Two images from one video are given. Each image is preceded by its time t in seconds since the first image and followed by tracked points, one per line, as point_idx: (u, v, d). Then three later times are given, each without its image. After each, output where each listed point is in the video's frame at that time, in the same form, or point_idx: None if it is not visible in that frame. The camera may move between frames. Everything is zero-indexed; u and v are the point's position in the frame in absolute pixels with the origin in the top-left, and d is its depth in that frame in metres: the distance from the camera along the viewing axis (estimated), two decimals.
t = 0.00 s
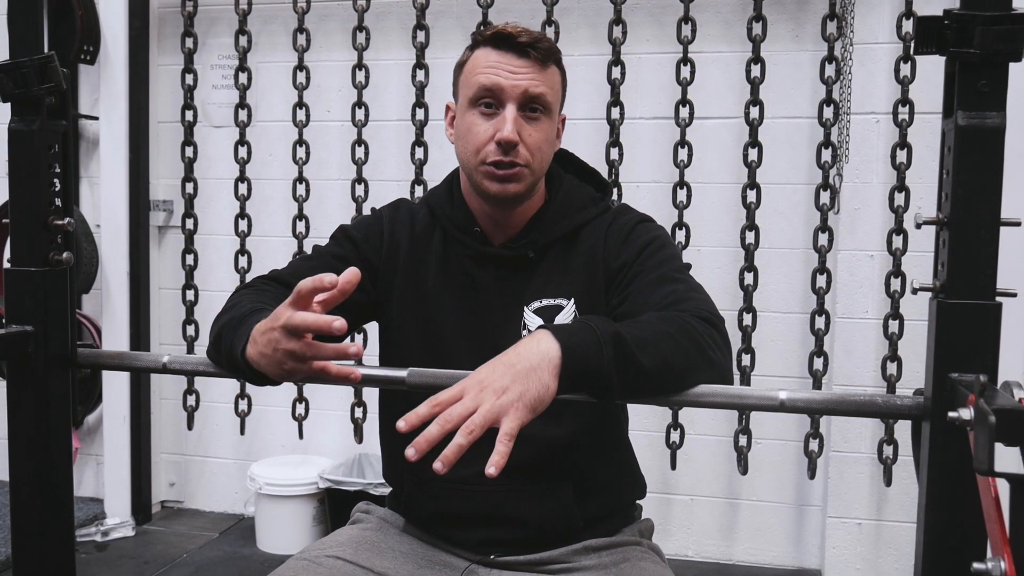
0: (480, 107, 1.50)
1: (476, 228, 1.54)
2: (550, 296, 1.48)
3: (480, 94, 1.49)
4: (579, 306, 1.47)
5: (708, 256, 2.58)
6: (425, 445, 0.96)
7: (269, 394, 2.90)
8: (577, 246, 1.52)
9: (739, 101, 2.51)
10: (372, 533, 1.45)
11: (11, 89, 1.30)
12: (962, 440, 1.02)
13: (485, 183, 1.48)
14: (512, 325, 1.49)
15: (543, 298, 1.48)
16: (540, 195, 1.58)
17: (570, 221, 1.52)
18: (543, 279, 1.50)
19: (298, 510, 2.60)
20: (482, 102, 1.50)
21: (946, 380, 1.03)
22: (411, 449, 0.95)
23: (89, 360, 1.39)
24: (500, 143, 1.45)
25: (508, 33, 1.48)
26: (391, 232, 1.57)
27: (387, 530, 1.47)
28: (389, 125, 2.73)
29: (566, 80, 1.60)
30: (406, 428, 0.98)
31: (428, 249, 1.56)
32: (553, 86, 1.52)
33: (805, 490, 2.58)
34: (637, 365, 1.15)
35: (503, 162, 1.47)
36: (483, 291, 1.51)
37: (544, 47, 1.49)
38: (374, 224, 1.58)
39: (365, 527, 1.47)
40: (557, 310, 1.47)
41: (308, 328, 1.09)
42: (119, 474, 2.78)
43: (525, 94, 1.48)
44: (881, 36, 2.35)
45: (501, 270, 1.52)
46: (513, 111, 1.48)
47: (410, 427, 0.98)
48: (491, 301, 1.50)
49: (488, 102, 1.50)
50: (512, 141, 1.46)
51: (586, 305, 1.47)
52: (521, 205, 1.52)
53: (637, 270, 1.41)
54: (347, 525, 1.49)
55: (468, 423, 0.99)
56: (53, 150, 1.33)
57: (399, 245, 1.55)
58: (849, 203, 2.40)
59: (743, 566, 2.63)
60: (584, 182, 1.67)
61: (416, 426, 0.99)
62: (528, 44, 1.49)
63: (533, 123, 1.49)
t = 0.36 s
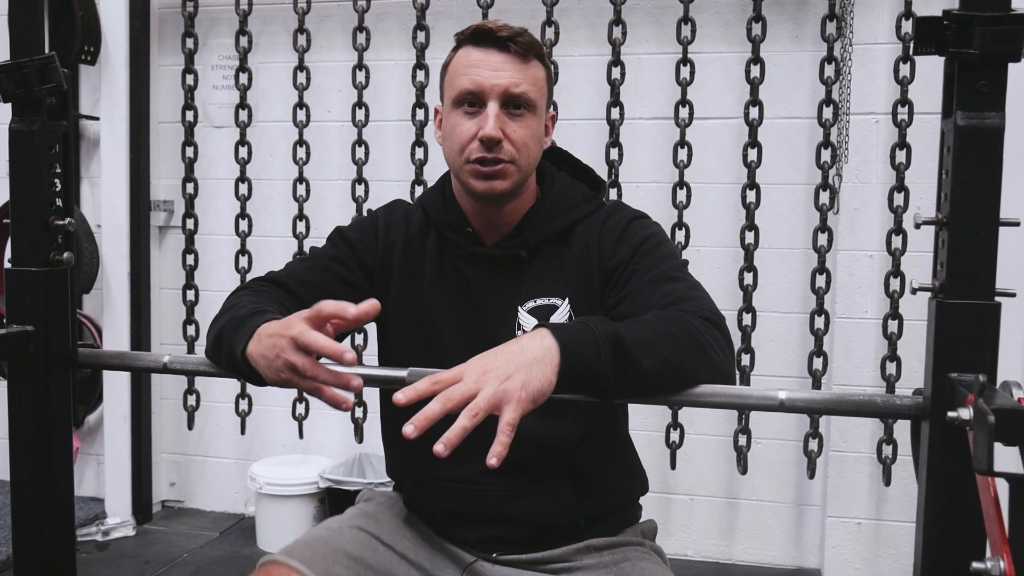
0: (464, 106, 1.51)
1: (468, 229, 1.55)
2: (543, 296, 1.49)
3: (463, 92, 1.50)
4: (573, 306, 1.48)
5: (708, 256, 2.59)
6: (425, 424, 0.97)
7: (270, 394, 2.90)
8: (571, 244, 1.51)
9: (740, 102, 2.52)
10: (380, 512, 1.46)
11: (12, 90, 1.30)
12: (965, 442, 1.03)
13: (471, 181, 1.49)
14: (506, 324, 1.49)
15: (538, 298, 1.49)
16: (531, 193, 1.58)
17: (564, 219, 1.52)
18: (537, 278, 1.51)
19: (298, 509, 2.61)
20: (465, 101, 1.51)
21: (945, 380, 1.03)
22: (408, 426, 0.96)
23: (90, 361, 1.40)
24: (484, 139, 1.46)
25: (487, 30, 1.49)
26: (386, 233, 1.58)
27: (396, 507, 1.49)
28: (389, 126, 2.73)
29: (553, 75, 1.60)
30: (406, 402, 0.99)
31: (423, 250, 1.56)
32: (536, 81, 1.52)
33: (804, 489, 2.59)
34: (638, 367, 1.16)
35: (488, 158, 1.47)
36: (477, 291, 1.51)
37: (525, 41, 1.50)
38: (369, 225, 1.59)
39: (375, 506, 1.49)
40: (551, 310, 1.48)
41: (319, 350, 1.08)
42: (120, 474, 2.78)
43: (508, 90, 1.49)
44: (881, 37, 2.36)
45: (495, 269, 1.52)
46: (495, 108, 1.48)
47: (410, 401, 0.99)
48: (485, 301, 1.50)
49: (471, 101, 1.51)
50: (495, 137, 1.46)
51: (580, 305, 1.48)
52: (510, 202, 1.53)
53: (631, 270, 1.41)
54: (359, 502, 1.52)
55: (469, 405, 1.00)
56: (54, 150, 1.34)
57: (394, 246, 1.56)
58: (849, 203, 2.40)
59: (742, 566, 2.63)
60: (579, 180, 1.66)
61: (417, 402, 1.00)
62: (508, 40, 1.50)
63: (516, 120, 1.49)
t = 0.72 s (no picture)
0: (441, 123, 1.38)
1: (464, 239, 1.43)
2: (547, 304, 1.36)
3: (436, 109, 1.37)
4: (579, 316, 1.35)
5: (718, 270, 2.48)
6: (410, 434, 0.85)
7: (258, 416, 2.78)
8: (574, 252, 1.39)
9: (752, 107, 2.41)
10: (371, 552, 1.34)
11: None
12: (991, 467, 0.89)
13: (459, 203, 1.37)
14: (507, 338, 1.36)
15: (541, 308, 1.36)
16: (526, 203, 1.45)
17: (566, 225, 1.40)
18: (539, 287, 1.38)
19: (286, 538, 2.47)
20: (441, 118, 1.38)
21: (971, 402, 0.90)
22: (391, 434, 0.84)
23: (65, 383, 1.25)
24: (463, 158, 1.33)
25: (451, 38, 1.35)
26: (376, 245, 1.47)
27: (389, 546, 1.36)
28: (384, 133, 2.63)
29: (535, 70, 1.45)
30: (393, 411, 0.89)
31: (415, 261, 1.44)
32: (514, 85, 1.38)
33: (821, 518, 2.46)
34: (647, 387, 1.03)
35: (472, 177, 1.35)
36: (475, 302, 1.39)
37: (494, 44, 1.36)
38: (359, 237, 1.48)
39: (365, 545, 1.36)
40: (555, 320, 1.35)
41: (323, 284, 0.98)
42: (95, 501, 2.65)
43: (483, 101, 1.35)
44: (902, 38, 2.26)
45: (492, 280, 1.40)
46: (472, 122, 1.35)
47: (398, 410, 0.89)
48: (484, 313, 1.38)
49: (446, 115, 1.38)
50: (476, 154, 1.34)
51: (586, 316, 1.35)
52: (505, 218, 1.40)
53: (641, 278, 1.29)
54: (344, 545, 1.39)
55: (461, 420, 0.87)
56: (27, 158, 1.17)
57: (386, 258, 1.45)
58: (868, 214, 2.31)
59: None
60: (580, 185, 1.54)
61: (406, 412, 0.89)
62: (475, 45, 1.36)
63: (498, 131, 1.36)
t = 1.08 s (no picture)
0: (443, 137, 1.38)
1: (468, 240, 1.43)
2: (549, 306, 1.36)
3: (437, 124, 1.37)
4: (581, 317, 1.35)
5: (718, 270, 2.48)
6: (409, 426, 0.84)
7: (258, 416, 2.78)
8: (576, 254, 1.39)
9: (752, 107, 2.41)
10: (367, 554, 1.34)
11: None
12: (992, 469, 0.90)
13: (462, 216, 1.39)
14: (509, 339, 1.36)
15: (543, 309, 1.36)
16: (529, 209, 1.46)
17: (569, 227, 1.40)
18: (541, 288, 1.38)
19: (286, 538, 2.47)
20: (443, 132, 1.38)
21: (970, 402, 0.90)
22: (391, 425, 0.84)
23: (65, 382, 1.25)
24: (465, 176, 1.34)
25: (451, 55, 1.33)
26: (380, 244, 1.46)
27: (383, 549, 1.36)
28: (384, 133, 2.63)
29: (538, 74, 1.44)
30: (393, 402, 0.89)
31: (419, 261, 1.44)
32: (516, 98, 1.36)
33: (821, 518, 2.46)
34: (644, 391, 1.03)
35: (474, 193, 1.36)
36: (477, 304, 1.39)
37: (495, 59, 1.34)
38: (362, 237, 1.47)
39: (358, 549, 1.36)
40: (556, 320, 1.35)
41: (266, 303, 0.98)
42: (95, 501, 2.65)
43: (485, 118, 1.34)
44: (902, 38, 2.26)
45: (494, 282, 1.40)
46: (474, 137, 1.35)
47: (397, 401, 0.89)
48: (486, 314, 1.38)
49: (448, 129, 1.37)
50: (478, 171, 1.34)
51: (588, 317, 1.35)
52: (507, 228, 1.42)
53: (642, 279, 1.29)
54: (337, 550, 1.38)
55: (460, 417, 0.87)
56: (27, 158, 1.17)
57: (389, 257, 1.44)
58: (868, 214, 2.31)
59: None
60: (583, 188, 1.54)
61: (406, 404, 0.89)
62: (476, 61, 1.34)
63: (500, 145, 1.36)
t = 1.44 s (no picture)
0: (445, 129, 1.39)
1: (475, 238, 1.43)
2: (559, 304, 1.36)
3: (438, 116, 1.38)
4: (589, 316, 1.35)
5: (718, 270, 2.48)
6: (411, 455, 0.88)
7: (258, 416, 2.78)
8: (584, 251, 1.39)
9: (752, 108, 2.41)
10: (376, 554, 1.34)
11: None
12: (992, 470, 0.90)
13: (467, 206, 1.39)
14: (516, 337, 1.36)
15: (552, 307, 1.36)
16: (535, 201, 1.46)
17: (576, 226, 1.40)
18: (550, 287, 1.38)
19: (286, 538, 2.47)
20: (444, 123, 1.38)
21: (971, 402, 0.90)
22: (407, 485, 0.85)
23: (65, 381, 1.25)
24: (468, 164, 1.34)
25: (448, 46, 1.34)
26: (388, 245, 1.46)
27: (391, 551, 1.36)
28: (384, 134, 2.63)
29: (536, 66, 1.44)
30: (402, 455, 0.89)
31: (427, 261, 1.45)
32: (515, 85, 1.37)
33: (821, 518, 2.45)
34: (643, 394, 1.03)
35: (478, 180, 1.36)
36: (485, 302, 1.39)
37: (491, 48, 1.35)
38: (370, 237, 1.47)
39: (368, 550, 1.35)
40: (566, 318, 1.35)
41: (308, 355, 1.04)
42: (95, 501, 2.65)
43: (484, 105, 1.35)
44: (903, 38, 2.26)
45: (502, 280, 1.40)
46: (474, 126, 1.35)
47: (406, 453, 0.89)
48: (495, 314, 1.38)
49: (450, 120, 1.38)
50: (480, 158, 1.34)
51: (597, 316, 1.35)
52: (513, 217, 1.42)
53: (648, 276, 1.28)
54: (347, 550, 1.38)
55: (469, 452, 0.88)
56: (26, 158, 1.17)
57: (397, 257, 1.45)
58: (868, 214, 2.31)
59: None
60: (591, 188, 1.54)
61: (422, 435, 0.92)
62: (472, 50, 1.35)
63: (501, 133, 1.36)
